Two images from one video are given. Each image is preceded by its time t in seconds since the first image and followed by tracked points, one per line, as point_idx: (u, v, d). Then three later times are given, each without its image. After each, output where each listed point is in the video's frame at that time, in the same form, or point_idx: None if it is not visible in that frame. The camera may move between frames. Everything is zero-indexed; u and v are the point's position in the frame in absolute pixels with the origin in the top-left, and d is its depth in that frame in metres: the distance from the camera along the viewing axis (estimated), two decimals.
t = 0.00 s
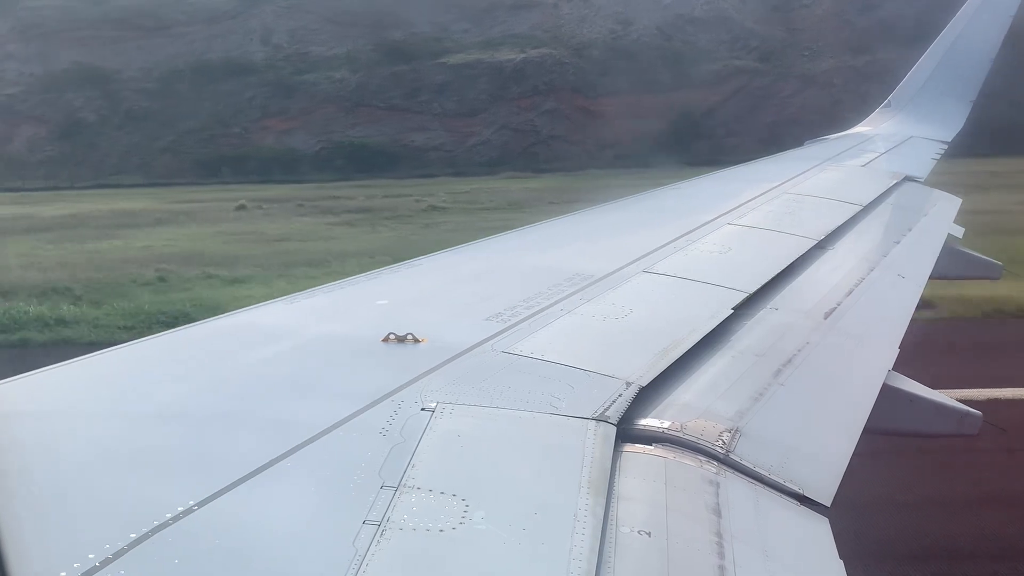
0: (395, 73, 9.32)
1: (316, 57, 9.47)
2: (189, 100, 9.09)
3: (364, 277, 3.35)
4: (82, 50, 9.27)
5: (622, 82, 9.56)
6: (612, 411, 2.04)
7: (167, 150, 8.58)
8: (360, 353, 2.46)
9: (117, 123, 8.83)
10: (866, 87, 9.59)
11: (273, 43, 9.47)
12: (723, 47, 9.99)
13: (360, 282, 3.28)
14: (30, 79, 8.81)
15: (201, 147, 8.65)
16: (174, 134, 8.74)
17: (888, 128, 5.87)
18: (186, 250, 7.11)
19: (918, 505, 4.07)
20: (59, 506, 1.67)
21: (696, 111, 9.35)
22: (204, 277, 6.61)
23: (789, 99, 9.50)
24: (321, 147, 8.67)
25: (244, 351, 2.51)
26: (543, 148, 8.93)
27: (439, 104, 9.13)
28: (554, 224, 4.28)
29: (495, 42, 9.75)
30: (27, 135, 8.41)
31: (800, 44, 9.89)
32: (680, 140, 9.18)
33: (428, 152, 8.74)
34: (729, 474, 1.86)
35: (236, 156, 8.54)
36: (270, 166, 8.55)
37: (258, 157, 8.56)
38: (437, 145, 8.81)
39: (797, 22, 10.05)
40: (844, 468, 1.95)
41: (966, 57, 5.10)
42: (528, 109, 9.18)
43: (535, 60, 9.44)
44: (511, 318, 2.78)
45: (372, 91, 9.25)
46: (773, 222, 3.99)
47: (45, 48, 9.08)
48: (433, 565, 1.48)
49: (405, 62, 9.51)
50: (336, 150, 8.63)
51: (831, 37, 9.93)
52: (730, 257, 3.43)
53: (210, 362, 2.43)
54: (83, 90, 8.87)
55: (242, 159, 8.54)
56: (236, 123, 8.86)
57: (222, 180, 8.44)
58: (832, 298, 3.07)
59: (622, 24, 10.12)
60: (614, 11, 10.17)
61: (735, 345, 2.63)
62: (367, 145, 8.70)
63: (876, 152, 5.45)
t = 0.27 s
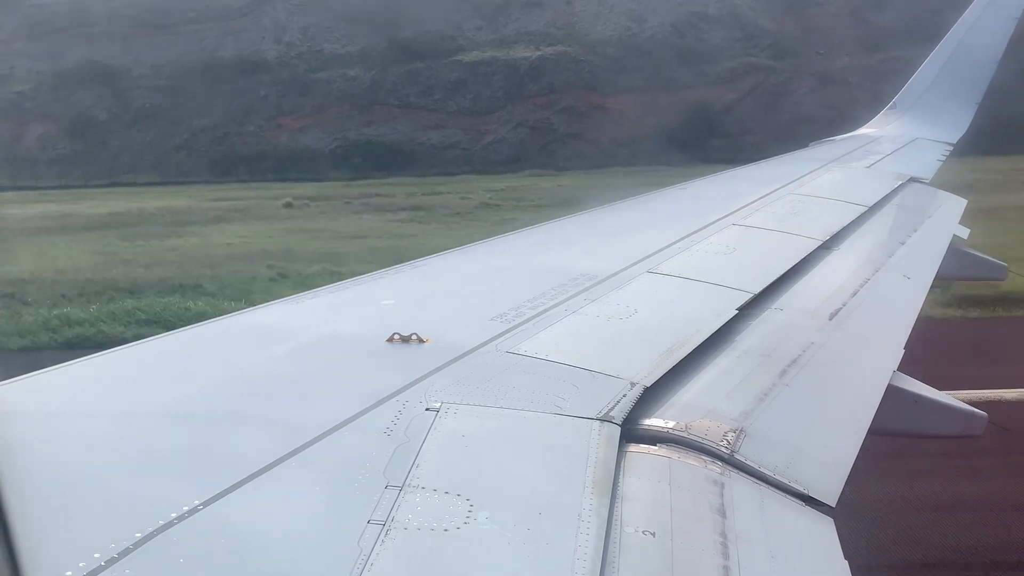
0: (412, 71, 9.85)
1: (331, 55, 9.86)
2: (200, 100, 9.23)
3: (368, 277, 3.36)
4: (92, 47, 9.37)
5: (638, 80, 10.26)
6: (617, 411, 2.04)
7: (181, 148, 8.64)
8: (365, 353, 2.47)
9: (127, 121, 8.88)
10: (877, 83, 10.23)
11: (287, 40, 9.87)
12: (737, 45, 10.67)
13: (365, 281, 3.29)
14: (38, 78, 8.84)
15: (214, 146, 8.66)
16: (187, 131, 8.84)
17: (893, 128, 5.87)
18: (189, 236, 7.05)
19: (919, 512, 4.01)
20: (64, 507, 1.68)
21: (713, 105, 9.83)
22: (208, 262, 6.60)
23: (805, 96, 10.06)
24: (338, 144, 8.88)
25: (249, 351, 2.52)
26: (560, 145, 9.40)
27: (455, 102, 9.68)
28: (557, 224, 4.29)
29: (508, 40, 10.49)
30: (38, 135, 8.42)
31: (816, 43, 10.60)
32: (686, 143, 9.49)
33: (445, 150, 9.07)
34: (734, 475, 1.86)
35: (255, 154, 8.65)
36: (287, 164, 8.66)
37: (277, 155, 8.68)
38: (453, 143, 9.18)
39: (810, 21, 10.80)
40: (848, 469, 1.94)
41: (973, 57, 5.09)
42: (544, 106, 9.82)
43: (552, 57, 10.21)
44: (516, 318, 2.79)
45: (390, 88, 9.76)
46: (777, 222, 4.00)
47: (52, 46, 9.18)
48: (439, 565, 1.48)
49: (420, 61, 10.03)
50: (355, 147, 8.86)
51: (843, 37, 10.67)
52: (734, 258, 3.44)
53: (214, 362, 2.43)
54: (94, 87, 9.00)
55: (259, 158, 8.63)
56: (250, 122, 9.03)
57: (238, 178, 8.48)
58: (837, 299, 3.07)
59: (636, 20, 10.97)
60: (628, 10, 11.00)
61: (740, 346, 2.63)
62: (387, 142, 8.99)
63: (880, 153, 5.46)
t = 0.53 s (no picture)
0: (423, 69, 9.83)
1: (341, 52, 9.93)
2: (208, 98, 9.45)
3: (371, 277, 3.36)
4: (95, 43, 9.50)
5: (650, 75, 10.28)
6: (621, 411, 2.04)
7: (191, 146, 8.90)
8: (369, 354, 2.46)
9: (135, 117, 9.04)
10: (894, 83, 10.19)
11: (297, 36, 10.13)
12: (747, 43, 10.52)
13: (369, 281, 3.29)
14: (44, 72, 8.91)
15: (226, 144, 8.95)
16: (197, 129, 9.07)
17: (897, 129, 5.88)
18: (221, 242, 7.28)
19: (923, 515, 3.98)
20: (68, 506, 1.68)
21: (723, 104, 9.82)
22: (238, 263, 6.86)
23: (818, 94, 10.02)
24: (351, 141, 9.14)
25: (252, 351, 2.52)
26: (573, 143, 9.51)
27: (468, 100, 9.78)
28: (561, 224, 4.29)
29: (519, 39, 10.43)
30: (45, 131, 8.59)
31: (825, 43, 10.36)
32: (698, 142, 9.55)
33: (459, 147, 9.17)
34: (737, 475, 1.86)
35: (266, 151, 8.89)
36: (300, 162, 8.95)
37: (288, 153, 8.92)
38: (467, 141, 9.24)
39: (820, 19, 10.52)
40: (852, 470, 1.94)
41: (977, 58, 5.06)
42: (558, 104, 9.83)
43: (564, 55, 10.14)
44: (519, 318, 2.79)
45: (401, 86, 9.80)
46: (781, 222, 3.99)
47: (58, 42, 9.22)
48: (442, 565, 1.48)
49: (433, 57, 9.99)
50: (368, 146, 9.08)
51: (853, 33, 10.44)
52: (737, 258, 3.43)
53: (219, 361, 2.43)
54: (99, 84, 9.14)
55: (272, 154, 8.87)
56: (262, 119, 9.27)
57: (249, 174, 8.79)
58: (841, 299, 3.06)
59: (644, 17, 10.89)
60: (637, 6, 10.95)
61: (743, 345, 2.63)
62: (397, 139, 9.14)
63: (885, 153, 5.46)
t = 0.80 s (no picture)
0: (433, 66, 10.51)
1: (348, 49, 10.63)
2: (218, 94, 10.12)
3: (374, 277, 3.38)
4: (98, 40, 10.14)
5: (660, 73, 10.99)
6: (622, 411, 2.04)
7: (199, 143, 9.45)
8: (370, 354, 2.47)
9: (140, 114, 9.62)
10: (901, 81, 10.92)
11: (303, 33, 10.84)
12: (756, 40, 11.25)
13: (371, 281, 3.31)
14: (47, 71, 9.52)
15: (234, 141, 9.53)
16: (203, 126, 9.65)
17: (899, 129, 5.89)
18: (230, 220, 7.58)
19: (928, 522, 3.93)
20: (69, 507, 1.68)
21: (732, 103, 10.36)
22: (243, 250, 7.01)
23: (826, 92, 10.66)
24: (360, 138, 9.69)
25: (254, 351, 2.52)
26: (585, 140, 10.00)
27: (477, 97, 10.37)
28: (563, 223, 4.31)
29: (530, 35, 11.23)
30: (49, 129, 9.10)
31: (831, 39, 11.12)
32: (690, 145, 9.84)
33: (470, 145, 9.62)
34: (739, 475, 1.86)
35: (277, 147, 9.45)
36: (310, 160, 9.37)
37: (299, 151, 9.41)
38: (477, 138, 9.74)
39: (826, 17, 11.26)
40: (853, 471, 1.94)
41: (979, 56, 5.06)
42: (567, 101, 10.47)
43: (574, 52, 10.83)
44: (521, 318, 2.80)
45: (410, 83, 10.41)
46: (782, 222, 4.00)
47: (60, 38, 9.89)
48: (444, 566, 1.48)
49: (442, 54, 10.64)
50: (378, 143, 9.59)
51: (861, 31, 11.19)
52: (739, 258, 3.44)
53: (220, 362, 2.44)
54: (104, 82, 9.81)
55: (284, 152, 9.39)
56: (269, 116, 9.89)
57: (259, 171, 9.30)
58: (843, 299, 3.06)
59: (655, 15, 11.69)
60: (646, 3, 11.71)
61: (744, 346, 2.64)
62: (408, 136, 9.67)
63: (886, 153, 5.47)
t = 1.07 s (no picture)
0: (440, 62, 10.31)
1: (353, 45, 10.26)
2: (223, 88, 9.78)
3: (373, 282, 3.37)
4: (99, 35, 9.62)
5: (669, 69, 11.46)
6: (620, 416, 2.04)
7: (205, 141, 9.17)
8: (369, 358, 2.47)
9: (144, 111, 9.37)
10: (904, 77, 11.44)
11: (307, 29, 10.21)
12: (761, 38, 11.62)
13: (368, 286, 3.30)
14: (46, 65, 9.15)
15: (240, 139, 9.30)
16: (207, 122, 9.39)
17: (898, 135, 5.90)
18: (235, 224, 7.72)
19: (931, 534, 3.88)
20: (67, 511, 1.68)
21: (741, 99, 10.89)
22: (253, 251, 7.08)
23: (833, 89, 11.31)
24: (368, 136, 9.60)
25: (252, 355, 2.52)
26: (594, 136, 10.48)
27: (485, 94, 10.47)
28: (562, 228, 4.29)
29: (535, 31, 11.11)
30: (49, 126, 8.91)
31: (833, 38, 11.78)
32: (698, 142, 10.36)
33: (478, 142, 9.77)
34: (737, 480, 1.86)
35: (285, 145, 9.26)
36: (319, 159, 9.29)
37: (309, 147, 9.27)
38: (486, 135, 9.90)
39: (828, 15, 11.93)
40: (852, 475, 1.94)
41: (976, 62, 5.06)
42: (574, 99, 10.83)
43: (581, 49, 11.18)
44: (520, 322, 2.80)
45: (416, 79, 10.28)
46: (782, 227, 4.01)
47: (60, 34, 9.33)
48: (442, 570, 1.48)
49: (450, 50, 10.48)
50: (386, 141, 9.52)
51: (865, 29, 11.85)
52: (737, 263, 3.44)
53: (218, 366, 2.43)
54: (104, 79, 9.43)
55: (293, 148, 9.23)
56: (275, 113, 9.60)
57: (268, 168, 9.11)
58: (841, 304, 3.07)
59: (662, 12, 11.95)
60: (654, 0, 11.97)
61: (743, 350, 2.64)
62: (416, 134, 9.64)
63: (885, 157, 5.48)
